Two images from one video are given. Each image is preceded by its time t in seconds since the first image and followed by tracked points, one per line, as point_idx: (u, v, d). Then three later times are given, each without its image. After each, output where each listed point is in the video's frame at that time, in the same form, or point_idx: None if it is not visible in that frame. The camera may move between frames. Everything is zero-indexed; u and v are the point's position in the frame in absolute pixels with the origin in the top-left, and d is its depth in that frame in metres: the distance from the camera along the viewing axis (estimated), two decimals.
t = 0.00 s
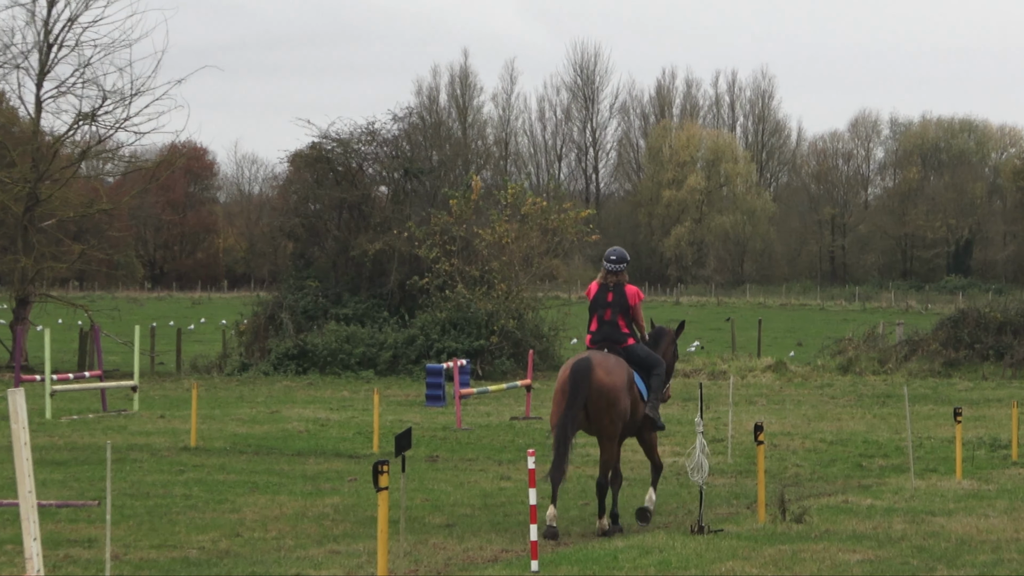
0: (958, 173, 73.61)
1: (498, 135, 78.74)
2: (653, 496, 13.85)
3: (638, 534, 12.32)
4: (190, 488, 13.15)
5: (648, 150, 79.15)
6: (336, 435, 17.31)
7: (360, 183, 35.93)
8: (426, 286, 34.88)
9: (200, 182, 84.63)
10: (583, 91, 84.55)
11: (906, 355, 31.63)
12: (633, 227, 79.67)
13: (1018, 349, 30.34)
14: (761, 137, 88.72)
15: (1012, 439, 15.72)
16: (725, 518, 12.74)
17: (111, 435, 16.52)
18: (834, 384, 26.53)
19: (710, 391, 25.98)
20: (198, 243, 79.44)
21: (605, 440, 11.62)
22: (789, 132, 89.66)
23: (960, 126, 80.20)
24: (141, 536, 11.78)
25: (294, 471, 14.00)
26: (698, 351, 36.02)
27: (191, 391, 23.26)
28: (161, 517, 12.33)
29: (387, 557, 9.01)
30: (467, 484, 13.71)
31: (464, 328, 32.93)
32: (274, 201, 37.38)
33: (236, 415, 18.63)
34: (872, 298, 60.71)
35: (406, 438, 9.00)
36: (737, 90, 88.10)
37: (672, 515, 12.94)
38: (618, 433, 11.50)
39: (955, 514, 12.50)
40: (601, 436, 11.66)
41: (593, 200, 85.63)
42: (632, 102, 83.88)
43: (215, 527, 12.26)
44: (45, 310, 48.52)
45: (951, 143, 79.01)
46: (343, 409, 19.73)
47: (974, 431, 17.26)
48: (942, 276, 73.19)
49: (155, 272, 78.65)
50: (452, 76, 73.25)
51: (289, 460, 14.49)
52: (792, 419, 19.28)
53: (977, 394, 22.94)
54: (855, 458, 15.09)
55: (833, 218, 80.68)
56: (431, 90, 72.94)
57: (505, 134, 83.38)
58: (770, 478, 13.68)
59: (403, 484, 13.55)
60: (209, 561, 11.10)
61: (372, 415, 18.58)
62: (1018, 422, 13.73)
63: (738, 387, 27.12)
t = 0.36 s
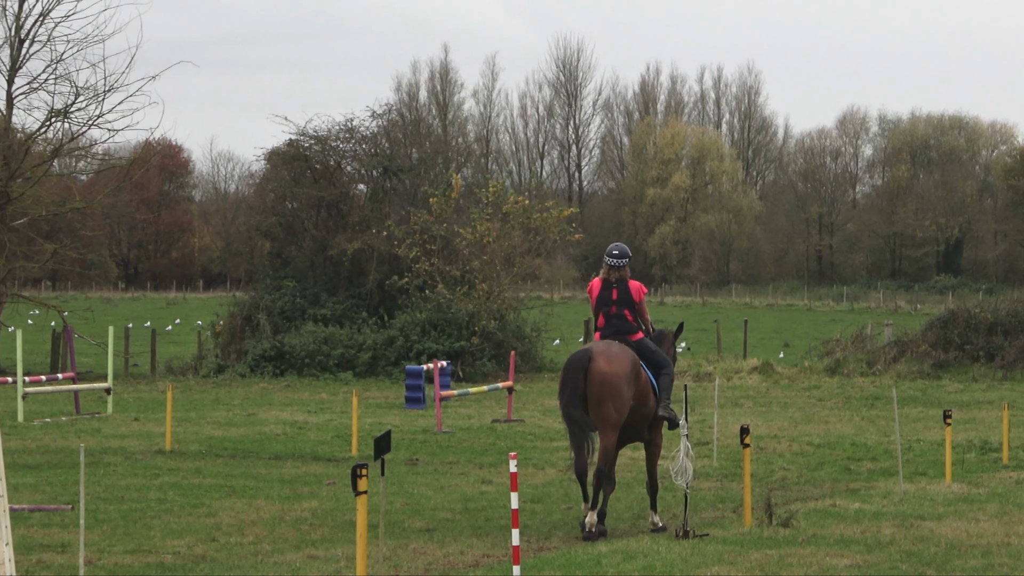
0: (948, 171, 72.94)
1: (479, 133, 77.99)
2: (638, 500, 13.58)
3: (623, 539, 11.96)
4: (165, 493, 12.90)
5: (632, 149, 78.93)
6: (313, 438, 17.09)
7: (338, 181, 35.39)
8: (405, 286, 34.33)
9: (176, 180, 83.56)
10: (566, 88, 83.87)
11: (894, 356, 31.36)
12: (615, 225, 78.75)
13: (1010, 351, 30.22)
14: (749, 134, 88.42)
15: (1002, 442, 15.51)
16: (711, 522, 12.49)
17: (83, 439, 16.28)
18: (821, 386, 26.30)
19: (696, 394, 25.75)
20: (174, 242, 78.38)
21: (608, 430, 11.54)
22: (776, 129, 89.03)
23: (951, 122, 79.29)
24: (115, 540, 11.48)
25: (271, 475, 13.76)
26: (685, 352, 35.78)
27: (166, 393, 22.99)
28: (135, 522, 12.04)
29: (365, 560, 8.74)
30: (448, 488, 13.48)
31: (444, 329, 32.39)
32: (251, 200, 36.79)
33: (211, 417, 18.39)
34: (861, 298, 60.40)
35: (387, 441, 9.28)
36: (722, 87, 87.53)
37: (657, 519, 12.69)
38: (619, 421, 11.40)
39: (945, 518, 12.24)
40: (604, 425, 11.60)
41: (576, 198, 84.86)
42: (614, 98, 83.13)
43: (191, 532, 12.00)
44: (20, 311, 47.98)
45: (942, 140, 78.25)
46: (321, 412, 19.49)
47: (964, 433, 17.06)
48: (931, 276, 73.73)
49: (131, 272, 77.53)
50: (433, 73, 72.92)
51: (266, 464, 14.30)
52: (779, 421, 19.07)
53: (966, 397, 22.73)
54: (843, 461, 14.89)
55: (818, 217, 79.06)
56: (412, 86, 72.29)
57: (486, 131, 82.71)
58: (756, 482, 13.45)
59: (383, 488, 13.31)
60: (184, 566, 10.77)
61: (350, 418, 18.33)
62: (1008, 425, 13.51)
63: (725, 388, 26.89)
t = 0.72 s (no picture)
0: (931, 170, 73.97)
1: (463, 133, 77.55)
2: (621, 500, 13.53)
3: (607, 539, 11.90)
4: (148, 493, 12.91)
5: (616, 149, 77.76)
6: (297, 438, 17.09)
7: (322, 181, 35.25)
8: (389, 286, 34.22)
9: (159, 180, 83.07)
10: (550, 88, 83.50)
11: (878, 355, 31.40)
12: (599, 227, 77.46)
13: (993, 350, 30.26)
14: (731, 136, 86.87)
15: (986, 441, 15.53)
16: (694, 522, 12.49)
17: (65, 439, 16.28)
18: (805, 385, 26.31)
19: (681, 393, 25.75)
20: (158, 242, 78.33)
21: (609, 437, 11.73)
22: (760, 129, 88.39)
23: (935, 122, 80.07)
24: (99, 540, 11.47)
25: (254, 475, 13.75)
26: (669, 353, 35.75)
27: (150, 393, 22.98)
28: (119, 522, 12.02)
29: (347, 561, 8.70)
30: (432, 488, 13.48)
31: (427, 329, 32.21)
32: (235, 199, 36.61)
33: (194, 418, 18.38)
34: (845, 298, 60.47)
35: (371, 441, 9.30)
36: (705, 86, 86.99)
37: (639, 518, 12.66)
38: (620, 430, 11.58)
39: (929, 518, 12.23)
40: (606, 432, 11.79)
41: (560, 198, 84.32)
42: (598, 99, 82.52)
43: (174, 532, 11.98)
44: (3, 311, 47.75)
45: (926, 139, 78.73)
46: (305, 412, 19.49)
47: (947, 433, 17.09)
48: (915, 275, 73.81)
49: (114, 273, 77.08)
50: (416, 73, 72.81)
51: (250, 464, 14.31)
52: (762, 421, 19.08)
53: (949, 396, 22.75)
54: (827, 461, 14.91)
55: (803, 217, 78.94)
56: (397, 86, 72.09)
57: (469, 132, 82.30)
58: (740, 482, 13.45)
59: (367, 488, 13.31)
60: (168, 567, 10.73)
61: (334, 418, 18.32)
62: (992, 425, 13.52)
63: (709, 387, 26.93)
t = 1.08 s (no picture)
0: (914, 171, 74.69)
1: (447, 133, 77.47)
2: (605, 500, 13.45)
3: (589, 539, 11.90)
4: (131, 494, 12.90)
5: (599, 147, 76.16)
6: (279, 438, 17.10)
7: (305, 181, 34.79)
8: (372, 287, 33.93)
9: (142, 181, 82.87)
10: (533, 88, 83.40)
11: (861, 355, 31.45)
12: (582, 227, 77.11)
13: (976, 350, 30.27)
14: (713, 136, 86.70)
15: (968, 441, 15.54)
16: (677, 522, 12.47)
17: (48, 439, 16.28)
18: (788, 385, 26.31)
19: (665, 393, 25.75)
20: (140, 243, 78.33)
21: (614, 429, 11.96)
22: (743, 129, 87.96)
23: (917, 122, 80.14)
24: (82, 541, 11.44)
25: (237, 475, 13.73)
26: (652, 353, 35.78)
27: (135, 394, 22.97)
28: (101, 523, 12.00)
29: (330, 558, 8.66)
30: (415, 488, 13.49)
31: (411, 329, 32.09)
32: (217, 199, 36.24)
33: (178, 418, 18.38)
34: (827, 298, 60.48)
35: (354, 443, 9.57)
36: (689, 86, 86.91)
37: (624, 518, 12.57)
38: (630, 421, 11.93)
39: (911, 517, 12.23)
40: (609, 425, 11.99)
41: (542, 198, 84.06)
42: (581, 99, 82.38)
43: (157, 533, 11.98)
44: None
45: (907, 139, 78.93)
46: (288, 412, 19.49)
47: (930, 432, 17.12)
48: (898, 275, 74.08)
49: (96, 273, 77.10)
50: (399, 72, 72.80)
51: (232, 464, 14.31)
52: (744, 420, 19.09)
53: (931, 396, 22.76)
54: (810, 461, 14.91)
55: (786, 216, 79.37)
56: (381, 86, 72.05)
57: (452, 132, 82.11)
58: (723, 482, 13.45)
59: (349, 488, 13.31)
60: (151, 567, 10.71)
61: (316, 418, 18.31)
62: (973, 425, 13.53)
63: (692, 387, 26.95)
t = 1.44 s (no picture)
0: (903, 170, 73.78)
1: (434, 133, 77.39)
2: (593, 500, 13.34)
3: (576, 538, 11.88)
4: (119, 494, 12.89)
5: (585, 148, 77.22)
6: (266, 439, 17.12)
7: (292, 181, 34.55)
8: (359, 286, 33.75)
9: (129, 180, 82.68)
10: (520, 88, 83.26)
11: (848, 355, 31.45)
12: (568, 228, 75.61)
13: (963, 350, 30.27)
14: (700, 135, 86.69)
15: (955, 441, 15.54)
16: (665, 522, 12.47)
17: (35, 439, 16.29)
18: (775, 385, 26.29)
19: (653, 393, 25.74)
20: (127, 243, 78.26)
21: (614, 433, 11.93)
22: (729, 129, 87.67)
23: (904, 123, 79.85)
24: (69, 541, 11.42)
25: (224, 476, 13.73)
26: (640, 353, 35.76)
27: (122, 394, 22.98)
28: (89, 523, 11.99)
29: (317, 558, 8.63)
30: (402, 488, 13.49)
31: (398, 329, 32.03)
32: (205, 200, 36.05)
33: (165, 418, 18.39)
34: (814, 298, 60.53)
35: (339, 442, 9.58)
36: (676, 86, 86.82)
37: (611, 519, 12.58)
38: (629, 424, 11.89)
39: (899, 517, 12.21)
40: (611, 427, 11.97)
41: (530, 198, 83.97)
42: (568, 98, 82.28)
43: (144, 533, 11.97)
44: None
45: (895, 140, 78.42)
46: (275, 412, 19.51)
47: (917, 432, 17.14)
48: (884, 275, 74.15)
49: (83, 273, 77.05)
50: (386, 72, 72.90)
51: (220, 464, 14.33)
52: (732, 421, 19.09)
53: (918, 396, 22.76)
54: (797, 460, 14.92)
55: (773, 216, 79.38)
56: (369, 86, 72.03)
57: (439, 132, 82.08)
58: (711, 482, 13.45)
59: (337, 488, 13.29)
60: (138, 567, 10.68)
61: (304, 419, 18.32)
62: (961, 425, 13.53)
63: (679, 387, 26.97)
